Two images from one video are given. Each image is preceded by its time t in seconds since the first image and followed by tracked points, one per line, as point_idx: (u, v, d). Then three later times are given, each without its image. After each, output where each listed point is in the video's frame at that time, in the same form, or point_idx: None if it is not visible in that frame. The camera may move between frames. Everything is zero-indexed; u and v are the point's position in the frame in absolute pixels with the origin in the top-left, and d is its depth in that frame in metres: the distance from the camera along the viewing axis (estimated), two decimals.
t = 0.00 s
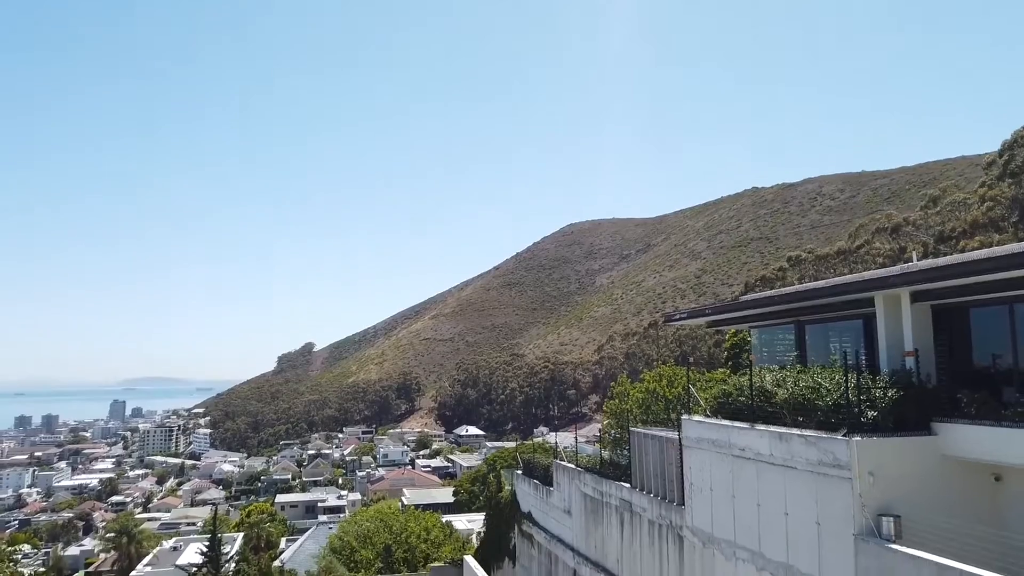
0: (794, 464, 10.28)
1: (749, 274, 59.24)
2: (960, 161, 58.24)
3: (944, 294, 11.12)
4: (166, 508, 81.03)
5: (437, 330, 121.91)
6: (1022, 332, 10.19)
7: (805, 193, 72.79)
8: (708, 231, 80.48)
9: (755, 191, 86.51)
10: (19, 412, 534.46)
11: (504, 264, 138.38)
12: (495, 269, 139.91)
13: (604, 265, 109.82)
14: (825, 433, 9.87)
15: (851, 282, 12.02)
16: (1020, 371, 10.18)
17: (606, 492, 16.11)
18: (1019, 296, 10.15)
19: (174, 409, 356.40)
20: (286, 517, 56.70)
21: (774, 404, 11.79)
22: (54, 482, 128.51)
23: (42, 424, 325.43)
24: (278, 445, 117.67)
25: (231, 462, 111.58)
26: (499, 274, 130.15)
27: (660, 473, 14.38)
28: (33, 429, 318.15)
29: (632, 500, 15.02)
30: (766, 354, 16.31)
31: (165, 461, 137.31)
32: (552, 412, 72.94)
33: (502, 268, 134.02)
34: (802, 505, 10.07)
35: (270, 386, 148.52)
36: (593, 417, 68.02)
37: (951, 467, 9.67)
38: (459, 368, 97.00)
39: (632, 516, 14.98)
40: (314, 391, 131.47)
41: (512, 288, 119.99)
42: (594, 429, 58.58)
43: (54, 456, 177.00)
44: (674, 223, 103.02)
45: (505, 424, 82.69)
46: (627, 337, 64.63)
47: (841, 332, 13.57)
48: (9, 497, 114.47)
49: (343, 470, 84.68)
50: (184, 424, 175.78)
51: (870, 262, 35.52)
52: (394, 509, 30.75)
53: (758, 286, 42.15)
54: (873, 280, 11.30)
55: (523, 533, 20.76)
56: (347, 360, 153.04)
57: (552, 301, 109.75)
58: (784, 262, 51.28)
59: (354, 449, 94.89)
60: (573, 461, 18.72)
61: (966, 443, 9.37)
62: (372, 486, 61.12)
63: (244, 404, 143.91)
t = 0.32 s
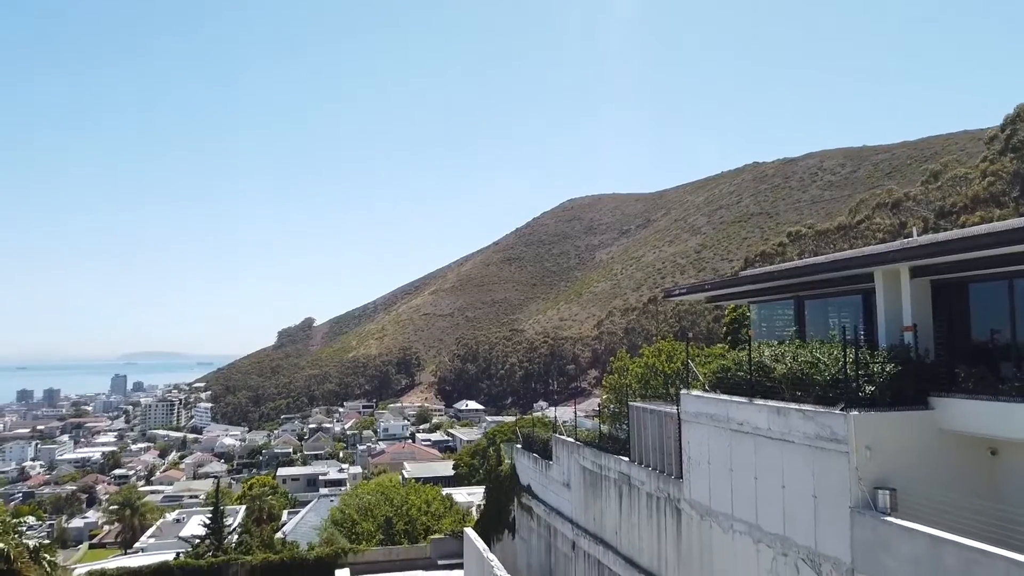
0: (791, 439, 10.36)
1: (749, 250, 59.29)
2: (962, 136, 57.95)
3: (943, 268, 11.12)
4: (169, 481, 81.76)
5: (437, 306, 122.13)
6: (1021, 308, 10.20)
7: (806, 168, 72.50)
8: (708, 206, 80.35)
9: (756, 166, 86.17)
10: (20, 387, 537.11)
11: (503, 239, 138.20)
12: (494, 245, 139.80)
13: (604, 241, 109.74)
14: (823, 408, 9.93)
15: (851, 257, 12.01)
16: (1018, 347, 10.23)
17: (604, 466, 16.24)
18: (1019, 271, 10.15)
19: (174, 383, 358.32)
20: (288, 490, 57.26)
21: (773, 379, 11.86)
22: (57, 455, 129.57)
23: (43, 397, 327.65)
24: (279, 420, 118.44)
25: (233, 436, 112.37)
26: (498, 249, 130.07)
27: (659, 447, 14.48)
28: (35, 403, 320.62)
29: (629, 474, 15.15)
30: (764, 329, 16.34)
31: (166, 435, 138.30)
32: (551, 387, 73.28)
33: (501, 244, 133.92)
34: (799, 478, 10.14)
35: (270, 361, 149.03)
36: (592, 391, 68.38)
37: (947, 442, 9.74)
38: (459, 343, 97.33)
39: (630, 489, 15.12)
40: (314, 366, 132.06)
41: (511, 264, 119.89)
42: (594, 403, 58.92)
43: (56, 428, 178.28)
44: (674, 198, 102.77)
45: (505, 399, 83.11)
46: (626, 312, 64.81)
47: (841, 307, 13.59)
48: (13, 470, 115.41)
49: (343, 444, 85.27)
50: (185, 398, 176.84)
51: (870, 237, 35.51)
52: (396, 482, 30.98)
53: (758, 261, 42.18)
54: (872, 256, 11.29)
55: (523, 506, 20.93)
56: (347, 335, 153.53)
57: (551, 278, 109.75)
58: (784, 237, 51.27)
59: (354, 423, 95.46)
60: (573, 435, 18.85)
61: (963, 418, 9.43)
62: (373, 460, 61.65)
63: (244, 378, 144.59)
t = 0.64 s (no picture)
0: (789, 415, 10.41)
1: (749, 227, 59.30)
2: (964, 111, 57.61)
3: (943, 246, 11.11)
4: (170, 456, 82.36)
5: (437, 282, 122.20)
6: (1020, 284, 10.21)
7: (807, 144, 72.16)
8: (709, 183, 80.13)
9: (756, 142, 85.74)
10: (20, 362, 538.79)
11: (503, 216, 137.85)
12: (494, 222, 139.50)
13: (604, 218, 109.57)
14: (821, 384, 9.97)
15: (851, 234, 11.98)
16: (1017, 324, 10.25)
17: (603, 441, 16.33)
18: (1019, 248, 10.15)
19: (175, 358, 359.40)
20: (289, 465, 57.73)
21: (771, 355, 11.91)
22: (60, 431, 130.40)
23: (45, 373, 328.86)
24: (280, 395, 119.00)
25: (234, 412, 113.02)
26: (498, 226, 129.78)
27: (657, 423, 14.56)
28: (37, 378, 321.88)
29: (628, 449, 15.25)
30: (763, 306, 16.36)
31: (167, 411, 139.06)
32: (551, 363, 73.59)
33: (501, 220, 133.63)
34: (797, 453, 10.21)
35: (270, 338, 149.30)
36: (591, 368, 68.67)
37: (945, 418, 9.80)
38: (459, 320, 97.53)
39: (628, 464, 15.24)
40: (314, 342, 132.41)
41: (510, 241, 119.67)
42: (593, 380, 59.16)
43: (58, 404, 179.14)
44: (674, 175, 102.45)
45: (504, 375, 83.41)
46: (626, 289, 64.89)
47: (840, 284, 13.60)
48: (16, 445, 116.13)
49: (343, 420, 85.75)
50: (186, 373, 177.33)
51: (871, 214, 35.43)
52: (396, 458, 31.23)
53: (758, 238, 42.17)
54: (872, 232, 11.27)
55: (522, 481, 21.09)
56: (347, 311, 153.79)
57: (551, 255, 109.58)
58: (784, 213, 51.22)
59: (355, 399, 95.92)
60: (572, 411, 18.93)
61: (962, 394, 9.46)
62: (374, 435, 62.10)
63: (244, 354, 144.98)
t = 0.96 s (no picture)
0: (788, 390, 10.46)
1: (749, 203, 59.28)
2: (967, 86, 57.26)
3: (944, 222, 11.06)
4: (172, 432, 82.84)
5: (437, 259, 122.18)
6: (1020, 261, 10.20)
7: (809, 120, 71.73)
8: (709, 159, 79.84)
9: (757, 117, 85.25)
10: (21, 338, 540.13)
11: (503, 193, 137.45)
12: (494, 198, 139.16)
13: (604, 194, 109.36)
14: (819, 360, 10.02)
15: (852, 210, 11.94)
16: (1016, 300, 10.25)
17: (603, 417, 16.40)
18: (1020, 224, 10.14)
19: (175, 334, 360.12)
20: (291, 440, 58.10)
21: (771, 331, 11.94)
22: (62, 406, 131.08)
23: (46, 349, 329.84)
24: (281, 371, 119.43)
25: (235, 388, 113.48)
26: (498, 202, 129.43)
27: (656, 400, 14.64)
28: (38, 354, 323.35)
29: (627, 425, 15.35)
30: (763, 282, 16.35)
31: (168, 386, 139.62)
32: (551, 340, 73.78)
33: (501, 197, 133.28)
34: (795, 429, 10.28)
35: (270, 314, 149.38)
36: (591, 344, 68.93)
37: (942, 394, 9.87)
38: (458, 298, 97.68)
39: (627, 439, 15.36)
40: (314, 319, 132.59)
41: (510, 218, 119.38)
42: (593, 356, 59.36)
43: (59, 380, 179.70)
44: (674, 151, 102.04)
45: (504, 352, 83.68)
46: (625, 266, 64.96)
47: (840, 261, 13.61)
48: (18, 420, 116.78)
49: (344, 396, 86.17)
50: (186, 350, 177.91)
51: (871, 190, 35.42)
52: (396, 433, 31.48)
53: (758, 215, 42.12)
54: (872, 209, 11.24)
55: (522, 456, 21.22)
56: (347, 288, 153.91)
57: (551, 232, 109.37)
58: (784, 190, 51.19)
59: (355, 376, 96.27)
60: (573, 387, 19.00)
61: (961, 370, 9.50)
62: (374, 411, 62.48)
63: (245, 331, 145.29)
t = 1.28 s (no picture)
0: (786, 365, 10.50)
1: (750, 178, 59.12)
2: (971, 59, 56.76)
3: (945, 196, 11.01)
4: (174, 406, 83.34)
5: (436, 235, 122.06)
6: (1020, 235, 10.18)
7: (811, 93, 71.15)
8: (710, 133, 79.40)
9: (759, 91, 84.61)
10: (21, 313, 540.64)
11: (503, 167, 136.79)
12: (493, 173, 138.58)
13: (604, 169, 108.89)
14: (818, 335, 10.04)
15: (852, 185, 11.89)
16: (1016, 275, 10.26)
17: (603, 391, 16.47)
18: (1021, 198, 10.11)
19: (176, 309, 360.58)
20: (292, 414, 58.51)
21: (770, 307, 11.95)
22: (63, 380, 131.55)
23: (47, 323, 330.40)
24: (281, 346, 119.83)
25: (235, 362, 113.94)
26: (498, 177, 128.83)
27: (656, 374, 14.69)
28: (39, 328, 324.02)
29: (627, 399, 15.42)
30: (763, 257, 16.33)
31: (169, 361, 140.14)
32: (550, 315, 73.88)
33: (501, 171, 132.65)
34: (793, 403, 10.34)
35: (270, 290, 149.40)
36: (590, 320, 69.11)
37: (940, 368, 9.91)
38: (458, 273, 97.71)
39: (627, 414, 15.43)
40: (314, 294, 132.77)
41: (510, 193, 118.83)
42: (593, 331, 59.48)
43: (61, 354, 180.28)
44: (675, 125, 101.40)
45: (504, 327, 83.96)
46: (625, 241, 65.03)
47: (840, 236, 13.59)
48: (20, 394, 117.39)
49: (344, 370, 86.56)
50: (187, 324, 178.24)
51: (872, 164, 35.29)
52: (397, 407, 31.67)
53: (758, 189, 42.01)
54: (873, 183, 11.19)
55: (522, 430, 21.34)
56: (347, 263, 153.92)
57: (551, 207, 108.90)
58: (786, 164, 51.07)
59: (355, 350, 96.50)
60: (572, 362, 19.05)
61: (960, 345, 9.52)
62: (375, 386, 62.85)
63: (245, 306, 145.47)
